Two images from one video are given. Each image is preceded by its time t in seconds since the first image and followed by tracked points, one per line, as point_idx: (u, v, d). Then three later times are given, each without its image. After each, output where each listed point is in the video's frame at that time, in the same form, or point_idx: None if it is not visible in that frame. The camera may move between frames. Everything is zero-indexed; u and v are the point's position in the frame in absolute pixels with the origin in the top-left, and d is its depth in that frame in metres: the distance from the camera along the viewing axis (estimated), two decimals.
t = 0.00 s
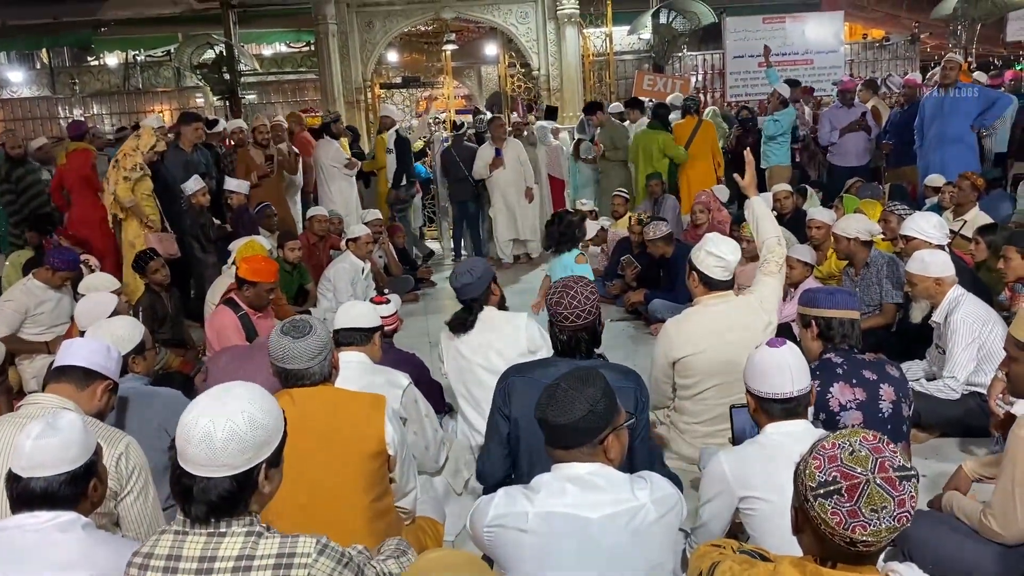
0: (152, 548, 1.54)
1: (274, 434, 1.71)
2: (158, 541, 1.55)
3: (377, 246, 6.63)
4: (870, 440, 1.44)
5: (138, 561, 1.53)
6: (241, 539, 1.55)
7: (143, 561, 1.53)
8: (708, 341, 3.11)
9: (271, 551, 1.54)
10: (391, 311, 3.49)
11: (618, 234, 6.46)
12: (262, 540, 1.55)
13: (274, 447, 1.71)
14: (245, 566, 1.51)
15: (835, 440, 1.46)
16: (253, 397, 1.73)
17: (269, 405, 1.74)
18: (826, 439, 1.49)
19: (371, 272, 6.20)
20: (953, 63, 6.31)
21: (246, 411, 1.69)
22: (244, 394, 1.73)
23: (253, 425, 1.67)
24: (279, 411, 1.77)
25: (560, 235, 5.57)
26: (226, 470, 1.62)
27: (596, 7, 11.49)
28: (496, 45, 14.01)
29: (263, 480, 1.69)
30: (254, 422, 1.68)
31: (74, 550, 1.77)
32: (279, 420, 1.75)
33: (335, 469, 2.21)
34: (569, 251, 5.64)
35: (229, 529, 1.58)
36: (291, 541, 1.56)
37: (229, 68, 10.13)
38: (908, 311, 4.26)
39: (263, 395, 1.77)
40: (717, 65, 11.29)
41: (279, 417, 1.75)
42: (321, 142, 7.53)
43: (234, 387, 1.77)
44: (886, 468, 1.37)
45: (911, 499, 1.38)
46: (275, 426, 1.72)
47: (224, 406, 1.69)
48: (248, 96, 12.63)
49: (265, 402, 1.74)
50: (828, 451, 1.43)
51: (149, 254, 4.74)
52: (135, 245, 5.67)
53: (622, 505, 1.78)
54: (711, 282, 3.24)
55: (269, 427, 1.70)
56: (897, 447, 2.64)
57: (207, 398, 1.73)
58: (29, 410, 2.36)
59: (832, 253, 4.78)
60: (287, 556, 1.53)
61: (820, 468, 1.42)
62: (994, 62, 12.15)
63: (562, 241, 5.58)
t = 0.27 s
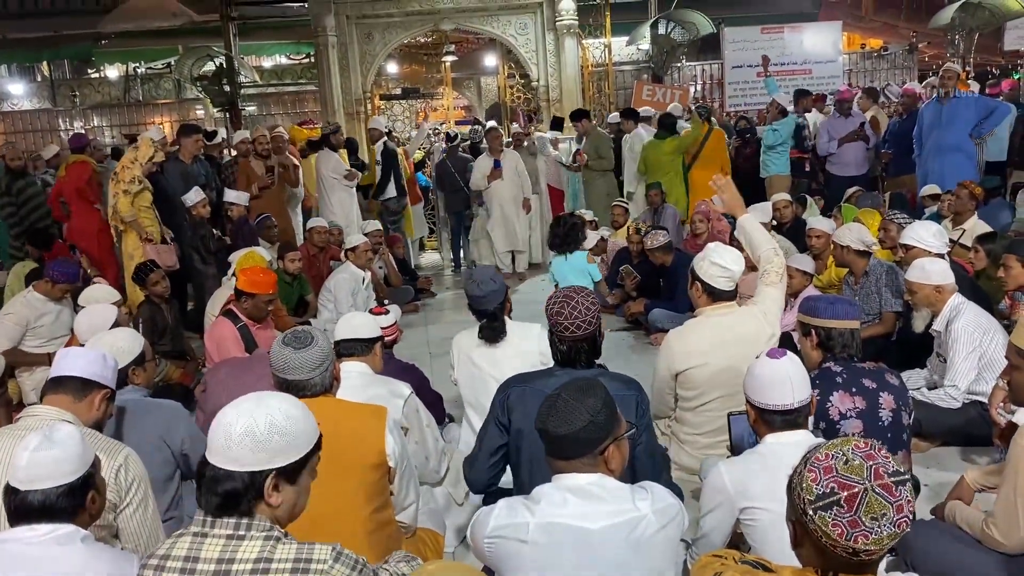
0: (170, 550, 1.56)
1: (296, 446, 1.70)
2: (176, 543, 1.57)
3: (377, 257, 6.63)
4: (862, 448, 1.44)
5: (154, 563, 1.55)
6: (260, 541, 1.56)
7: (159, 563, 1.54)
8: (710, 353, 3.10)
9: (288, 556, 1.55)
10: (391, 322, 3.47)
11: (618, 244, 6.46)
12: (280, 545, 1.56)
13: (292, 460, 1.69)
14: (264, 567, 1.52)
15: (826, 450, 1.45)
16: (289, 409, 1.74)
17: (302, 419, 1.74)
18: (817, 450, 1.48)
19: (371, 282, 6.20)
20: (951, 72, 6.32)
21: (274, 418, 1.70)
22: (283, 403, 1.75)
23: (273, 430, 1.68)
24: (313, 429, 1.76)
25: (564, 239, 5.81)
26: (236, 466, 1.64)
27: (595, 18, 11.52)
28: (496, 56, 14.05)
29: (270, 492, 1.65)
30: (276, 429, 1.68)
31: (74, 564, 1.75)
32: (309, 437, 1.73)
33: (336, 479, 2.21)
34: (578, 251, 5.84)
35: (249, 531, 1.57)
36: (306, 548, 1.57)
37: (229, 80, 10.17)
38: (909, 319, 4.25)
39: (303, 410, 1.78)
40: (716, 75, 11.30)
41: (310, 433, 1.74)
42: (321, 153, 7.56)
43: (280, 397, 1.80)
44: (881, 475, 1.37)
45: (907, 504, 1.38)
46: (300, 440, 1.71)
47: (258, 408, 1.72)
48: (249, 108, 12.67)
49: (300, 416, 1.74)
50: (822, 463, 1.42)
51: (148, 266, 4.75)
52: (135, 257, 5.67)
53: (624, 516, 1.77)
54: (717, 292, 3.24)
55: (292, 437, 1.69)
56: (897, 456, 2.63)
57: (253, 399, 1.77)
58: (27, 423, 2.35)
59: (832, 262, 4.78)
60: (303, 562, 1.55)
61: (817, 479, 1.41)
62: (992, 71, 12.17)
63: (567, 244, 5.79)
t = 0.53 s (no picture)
0: (184, 569, 1.54)
1: (297, 470, 1.68)
2: (190, 562, 1.56)
3: (380, 278, 6.64)
4: (849, 468, 1.50)
5: None
6: (275, 565, 1.57)
7: None
8: (717, 377, 3.10)
9: None
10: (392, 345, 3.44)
11: (620, 264, 6.47)
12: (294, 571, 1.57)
13: (290, 484, 1.68)
14: None
15: (814, 473, 1.51)
16: (304, 434, 1.73)
17: (315, 446, 1.73)
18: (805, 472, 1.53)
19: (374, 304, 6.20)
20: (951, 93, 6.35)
21: (281, 440, 1.71)
22: (303, 428, 1.75)
23: (273, 451, 1.69)
24: (326, 458, 1.72)
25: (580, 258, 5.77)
26: (237, 481, 1.69)
27: (596, 41, 11.59)
28: (497, 79, 14.13)
29: (269, 511, 1.67)
30: (276, 451, 1.69)
31: None
32: (316, 464, 1.70)
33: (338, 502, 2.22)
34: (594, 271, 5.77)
35: (263, 555, 1.58)
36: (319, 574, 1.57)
37: (232, 103, 10.23)
38: (912, 339, 4.24)
39: (324, 438, 1.76)
40: (716, 97, 11.34)
41: (320, 462, 1.71)
42: (323, 176, 7.56)
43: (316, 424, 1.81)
44: (872, 496, 1.43)
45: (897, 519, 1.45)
46: (304, 465, 1.69)
47: (274, 429, 1.74)
48: (252, 131, 12.74)
49: (314, 442, 1.73)
50: (813, 487, 1.47)
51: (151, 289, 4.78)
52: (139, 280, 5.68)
53: (628, 540, 1.76)
54: (722, 312, 3.25)
55: (293, 461, 1.69)
56: (902, 479, 2.61)
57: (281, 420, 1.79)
58: (33, 447, 2.34)
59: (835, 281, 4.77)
60: None
61: (810, 504, 1.46)
62: (992, 91, 12.21)
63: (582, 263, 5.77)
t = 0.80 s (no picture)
0: None
1: (288, 489, 1.68)
2: None
3: (382, 291, 6.65)
4: (828, 486, 1.52)
5: None
6: None
7: None
8: (721, 392, 3.10)
9: None
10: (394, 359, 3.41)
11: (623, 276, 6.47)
12: None
13: (281, 502, 1.67)
14: None
15: (794, 493, 1.53)
16: (298, 452, 1.73)
17: (309, 464, 1.72)
18: (785, 493, 1.55)
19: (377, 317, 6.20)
20: (951, 105, 6.37)
21: (273, 458, 1.71)
22: (298, 446, 1.75)
23: (265, 469, 1.69)
24: (320, 477, 1.71)
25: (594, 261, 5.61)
26: (234, 499, 1.69)
27: (598, 54, 11.62)
28: (500, 92, 14.17)
29: (263, 534, 1.66)
30: (268, 469, 1.69)
31: None
32: (309, 483, 1.70)
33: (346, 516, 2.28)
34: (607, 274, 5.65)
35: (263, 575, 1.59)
36: None
37: (235, 117, 10.34)
38: (915, 350, 4.24)
39: (320, 457, 1.75)
40: (718, 109, 11.36)
41: (313, 481, 1.70)
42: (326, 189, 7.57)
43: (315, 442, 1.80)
44: (853, 512, 1.47)
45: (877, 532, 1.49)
46: (296, 483, 1.69)
47: (277, 446, 1.74)
48: (255, 144, 12.77)
49: (308, 460, 1.72)
50: (796, 510, 1.49)
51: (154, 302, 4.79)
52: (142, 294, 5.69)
53: (632, 553, 1.74)
54: (723, 324, 3.22)
55: (283, 481, 1.68)
56: (906, 492, 2.59)
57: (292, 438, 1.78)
58: (35, 461, 2.34)
59: (838, 293, 4.77)
60: None
61: (795, 528, 1.48)
62: (994, 103, 12.22)
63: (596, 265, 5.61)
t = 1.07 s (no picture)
0: None
1: (273, 507, 1.69)
2: None
3: (384, 298, 6.65)
4: (820, 496, 1.51)
5: None
6: None
7: None
8: (722, 397, 3.09)
9: None
10: (394, 367, 3.37)
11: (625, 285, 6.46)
12: None
13: (266, 520, 1.69)
14: None
15: (788, 506, 1.51)
16: (286, 469, 1.73)
17: (297, 483, 1.72)
18: (778, 504, 1.54)
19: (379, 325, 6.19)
20: (953, 111, 6.36)
21: (261, 474, 1.72)
22: (289, 462, 1.75)
23: (252, 485, 1.71)
24: (307, 496, 1.71)
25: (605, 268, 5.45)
26: (227, 513, 1.73)
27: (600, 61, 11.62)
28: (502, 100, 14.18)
29: (249, 550, 1.70)
30: (255, 485, 1.71)
31: None
32: (296, 502, 1.70)
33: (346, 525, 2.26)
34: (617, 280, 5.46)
35: None
36: None
37: (238, 125, 10.37)
38: (919, 358, 4.22)
39: (309, 475, 1.74)
40: (721, 116, 11.34)
41: (299, 500, 1.70)
42: (329, 196, 7.56)
43: (310, 458, 1.80)
44: (845, 524, 1.45)
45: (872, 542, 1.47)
46: (282, 501, 1.69)
47: (268, 461, 1.75)
48: (258, 152, 12.79)
49: (296, 479, 1.72)
50: (788, 522, 1.48)
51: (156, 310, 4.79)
52: (144, 302, 5.69)
53: (635, 561, 1.72)
54: (725, 332, 3.21)
55: (267, 497, 1.69)
56: (910, 500, 2.58)
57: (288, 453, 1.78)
58: (37, 469, 2.34)
59: (841, 301, 4.76)
60: None
61: (787, 541, 1.47)
62: (997, 110, 12.22)
63: (607, 271, 5.45)
